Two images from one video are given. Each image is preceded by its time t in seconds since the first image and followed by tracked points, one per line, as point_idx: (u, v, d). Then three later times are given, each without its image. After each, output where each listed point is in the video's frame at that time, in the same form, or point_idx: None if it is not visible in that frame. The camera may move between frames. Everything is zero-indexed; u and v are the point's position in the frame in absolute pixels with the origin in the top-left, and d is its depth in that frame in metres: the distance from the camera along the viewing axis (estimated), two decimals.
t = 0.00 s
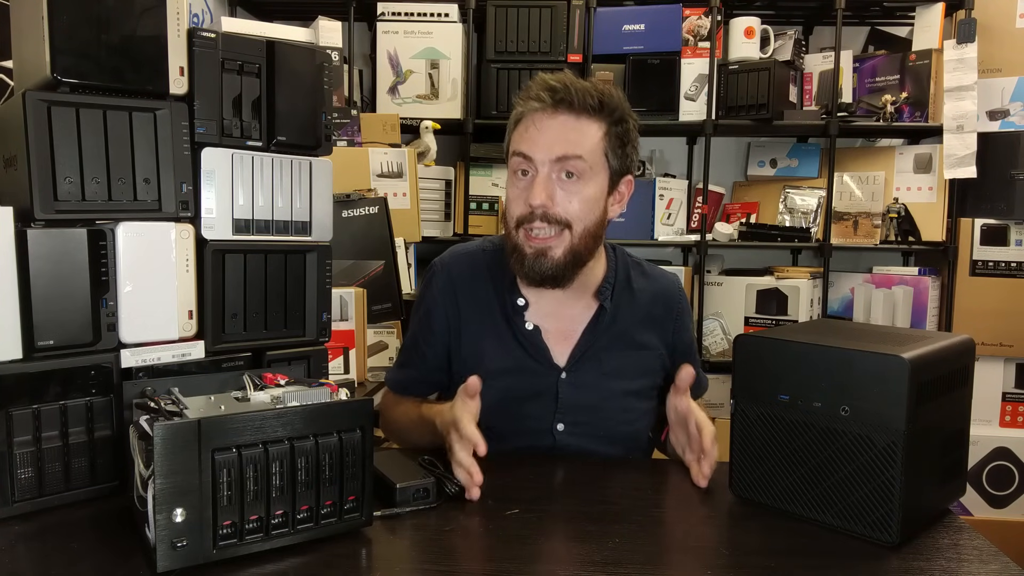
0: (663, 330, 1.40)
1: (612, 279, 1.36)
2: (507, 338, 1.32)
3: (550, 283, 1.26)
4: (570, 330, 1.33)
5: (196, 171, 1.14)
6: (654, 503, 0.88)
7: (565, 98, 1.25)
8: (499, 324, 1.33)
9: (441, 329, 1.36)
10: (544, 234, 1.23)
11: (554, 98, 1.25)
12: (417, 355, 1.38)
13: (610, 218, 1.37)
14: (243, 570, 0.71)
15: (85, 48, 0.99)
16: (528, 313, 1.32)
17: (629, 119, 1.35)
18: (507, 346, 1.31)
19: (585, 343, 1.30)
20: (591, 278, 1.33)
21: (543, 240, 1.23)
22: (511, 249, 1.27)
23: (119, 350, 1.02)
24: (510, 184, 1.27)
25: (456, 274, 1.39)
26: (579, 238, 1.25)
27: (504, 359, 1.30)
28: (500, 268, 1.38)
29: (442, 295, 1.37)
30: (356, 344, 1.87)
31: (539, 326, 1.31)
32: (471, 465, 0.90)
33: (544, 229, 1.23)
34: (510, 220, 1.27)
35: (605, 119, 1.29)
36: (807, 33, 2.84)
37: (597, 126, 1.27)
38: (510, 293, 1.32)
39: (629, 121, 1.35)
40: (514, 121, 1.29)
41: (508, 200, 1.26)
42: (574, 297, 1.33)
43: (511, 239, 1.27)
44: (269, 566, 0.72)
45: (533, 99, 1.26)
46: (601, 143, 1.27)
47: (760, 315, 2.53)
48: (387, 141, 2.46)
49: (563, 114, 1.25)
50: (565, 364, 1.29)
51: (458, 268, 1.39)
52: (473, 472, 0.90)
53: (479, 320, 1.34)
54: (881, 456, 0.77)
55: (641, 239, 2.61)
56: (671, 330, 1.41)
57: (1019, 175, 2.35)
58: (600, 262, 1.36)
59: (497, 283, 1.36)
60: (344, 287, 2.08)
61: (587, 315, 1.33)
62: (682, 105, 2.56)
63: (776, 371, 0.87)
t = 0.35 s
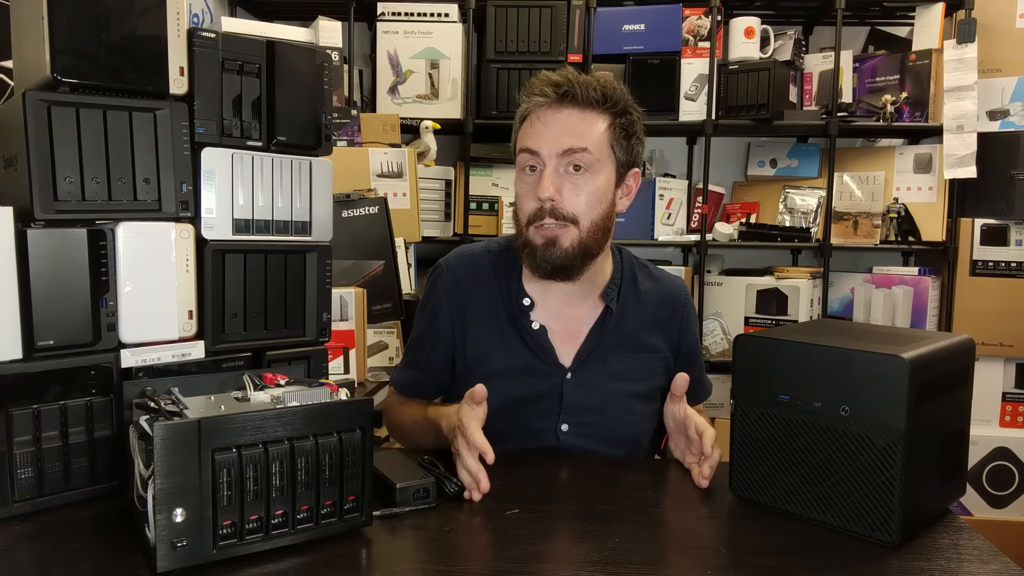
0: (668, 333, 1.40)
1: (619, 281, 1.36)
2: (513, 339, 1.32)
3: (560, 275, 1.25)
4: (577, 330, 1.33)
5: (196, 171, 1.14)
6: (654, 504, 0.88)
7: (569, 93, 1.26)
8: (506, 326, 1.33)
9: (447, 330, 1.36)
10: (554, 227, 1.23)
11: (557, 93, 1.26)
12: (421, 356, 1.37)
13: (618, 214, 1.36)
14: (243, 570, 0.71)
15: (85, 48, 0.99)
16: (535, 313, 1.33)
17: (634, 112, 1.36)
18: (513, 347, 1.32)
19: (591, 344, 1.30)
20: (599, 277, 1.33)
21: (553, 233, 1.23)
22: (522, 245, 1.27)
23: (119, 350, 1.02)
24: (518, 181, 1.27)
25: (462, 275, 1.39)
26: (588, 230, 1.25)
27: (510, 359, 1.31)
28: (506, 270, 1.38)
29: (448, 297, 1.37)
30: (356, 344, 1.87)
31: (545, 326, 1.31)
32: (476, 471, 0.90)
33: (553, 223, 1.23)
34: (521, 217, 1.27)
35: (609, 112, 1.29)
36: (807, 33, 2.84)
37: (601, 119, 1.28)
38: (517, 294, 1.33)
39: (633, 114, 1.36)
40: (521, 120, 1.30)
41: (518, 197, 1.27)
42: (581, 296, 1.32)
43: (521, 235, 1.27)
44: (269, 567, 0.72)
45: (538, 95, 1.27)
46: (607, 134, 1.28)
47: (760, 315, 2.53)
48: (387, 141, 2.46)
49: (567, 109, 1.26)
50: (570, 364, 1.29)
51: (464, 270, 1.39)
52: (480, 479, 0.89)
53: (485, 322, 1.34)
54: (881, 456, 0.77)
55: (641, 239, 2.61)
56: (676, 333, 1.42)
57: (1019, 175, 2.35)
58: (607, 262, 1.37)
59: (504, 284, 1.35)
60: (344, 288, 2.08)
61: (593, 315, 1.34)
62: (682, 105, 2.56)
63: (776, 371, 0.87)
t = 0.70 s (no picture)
0: (667, 332, 1.40)
1: (618, 279, 1.36)
2: (514, 336, 1.32)
3: (562, 275, 1.26)
4: (577, 326, 1.33)
5: (196, 171, 1.14)
6: (654, 503, 0.88)
7: (572, 92, 1.26)
8: (509, 323, 1.33)
9: (449, 326, 1.36)
10: (557, 226, 1.23)
11: (560, 92, 1.26)
12: (423, 353, 1.37)
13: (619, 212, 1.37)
14: (243, 570, 0.71)
15: (84, 48, 0.99)
16: (536, 309, 1.33)
17: (635, 111, 1.36)
18: (514, 343, 1.32)
19: (591, 340, 1.30)
20: (599, 275, 1.33)
21: (556, 233, 1.23)
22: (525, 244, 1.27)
23: (119, 350, 1.02)
24: (521, 180, 1.27)
25: (464, 272, 1.39)
26: (590, 228, 1.25)
27: (511, 355, 1.31)
28: (508, 266, 1.38)
29: (450, 293, 1.37)
30: (356, 344, 1.87)
31: (546, 322, 1.31)
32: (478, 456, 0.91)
33: (557, 222, 1.23)
34: (523, 215, 1.27)
35: (611, 111, 1.29)
36: (807, 33, 2.84)
37: (604, 118, 1.28)
38: (519, 290, 1.33)
39: (635, 112, 1.36)
40: (523, 117, 1.30)
41: (521, 196, 1.27)
42: (582, 293, 1.33)
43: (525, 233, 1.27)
44: (269, 567, 0.72)
45: (541, 95, 1.27)
46: (609, 133, 1.28)
47: (760, 315, 2.53)
48: (387, 141, 2.46)
49: (571, 108, 1.26)
50: (570, 360, 1.29)
51: (466, 267, 1.39)
52: (482, 464, 0.91)
53: (487, 319, 1.34)
54: (881, 456, 0.77)
55: (641, 239, 2.61)
56: (675, 332, 1.42)
57: (1019, 175, 2.35)
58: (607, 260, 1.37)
59: (505, 281, 1.36)
60: (344, 288, 2.08)
61: (593, 313, 1.34)
62: (682, 105, 2.56)
63: (776, 372, 0.87)
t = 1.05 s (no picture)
0: (666, 325, 1.40)
1: (618, 272, 1.37)
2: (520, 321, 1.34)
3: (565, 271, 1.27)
4: (577, 316, 1.34)
5: (196, 171, 1.14)
6: (655, 503, 0.88)
7: (620, 101, 1.26)
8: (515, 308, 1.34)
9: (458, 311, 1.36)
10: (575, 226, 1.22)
11: (609, 98, 1.26)
12: (430, 336, 1.35)
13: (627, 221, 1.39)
14: (243, 570, 0.71)
15: (85, 48, 0.99)
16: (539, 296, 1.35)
17: (664, 130, 1.38)
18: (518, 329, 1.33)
19: (591, 328, 1.31)
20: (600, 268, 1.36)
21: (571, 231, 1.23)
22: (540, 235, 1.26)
23: (119, 350, 1.02)
24: (547, 172, 1.25)
25: (471, 258, 1.40)
26: (606, 235, 1.25)
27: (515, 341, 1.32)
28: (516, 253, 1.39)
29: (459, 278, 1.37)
30: (356, 344, 1.87)
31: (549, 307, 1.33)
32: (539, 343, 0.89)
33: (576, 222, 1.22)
34: (543, 207, 1.26)
35: (648, 127, 1.31)
36: (807, 33, 2.84)
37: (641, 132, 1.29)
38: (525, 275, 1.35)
39: (663, 132, 1.38)
40: (563, 111, 1.28)
41: (544, 188, 1.25)
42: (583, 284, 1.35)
43: (541, 223, 1.26)
44: (269, 567, 0.72)
45: (587, 96, 1.27)
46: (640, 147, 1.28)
47: (760, 315, 2.53)
48: (387, 141, 2.46)
49: (616, 115, 1.25)
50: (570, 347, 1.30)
51: (474, 252, 1.40)
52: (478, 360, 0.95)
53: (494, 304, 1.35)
54: (881, 456, 0.77)
55: (641, 239, 2.61)
56: (674, 326, 1.42)
57: (1019, 175, 2.35)
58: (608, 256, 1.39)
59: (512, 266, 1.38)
60: (344, 287, 2.07)
61: (593, 305, 1.35)
62: (682, 105, 2.56)
63: (776, 372, 0.87)
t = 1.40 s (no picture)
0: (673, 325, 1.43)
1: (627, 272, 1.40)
2: (534, 318, 1.35)
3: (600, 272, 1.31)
4: (590, 315, 1.37)
5: (196, 171, 1.14)
6: (655, 503, 0.88)
7: (674, 110, 1.25)
8: (528, 303, 1.35)
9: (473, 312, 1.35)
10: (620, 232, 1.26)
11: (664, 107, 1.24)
12: (444, 331, 1.33)
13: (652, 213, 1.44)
14: (243, 570, 0.71)
15: (84, 48, 0.99)
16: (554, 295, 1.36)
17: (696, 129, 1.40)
18: (532, 326, 1.35)
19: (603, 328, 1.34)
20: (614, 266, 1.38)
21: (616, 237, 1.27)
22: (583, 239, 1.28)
23: (119, 350, 1.02)
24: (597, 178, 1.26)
25: (480, 260, 1.39)
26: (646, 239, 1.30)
27: (527, 339, 1.34)
28: (525, 254, 1.39)
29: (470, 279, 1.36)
30: (356, 344, 1.87)
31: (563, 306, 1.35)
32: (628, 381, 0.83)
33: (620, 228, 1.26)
34: (589, 211, 1.28)
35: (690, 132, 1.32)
36: (807, 33, 2.84)
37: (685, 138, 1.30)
38: (537, 275, 1.35)
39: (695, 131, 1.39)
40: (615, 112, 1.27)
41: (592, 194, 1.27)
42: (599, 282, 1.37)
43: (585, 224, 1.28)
44: (269, 567, 0.72)
45: (640, 106, 1.25)
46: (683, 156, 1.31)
47: (760, 315, 2.53)
48: (387, 141, 2.46)
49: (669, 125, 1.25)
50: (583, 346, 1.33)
51: (487, 248, 1.41)
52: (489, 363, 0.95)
53: (508, 298, 1.36)
54: (881, 456, 0.77)
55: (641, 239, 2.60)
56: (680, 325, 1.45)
57: (1019, 175, 2.35)
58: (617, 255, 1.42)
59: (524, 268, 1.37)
60: (344, 287, 2.08)
61: (605, 304, 1.38)
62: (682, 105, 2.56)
63: (776, 372, 0.87)
